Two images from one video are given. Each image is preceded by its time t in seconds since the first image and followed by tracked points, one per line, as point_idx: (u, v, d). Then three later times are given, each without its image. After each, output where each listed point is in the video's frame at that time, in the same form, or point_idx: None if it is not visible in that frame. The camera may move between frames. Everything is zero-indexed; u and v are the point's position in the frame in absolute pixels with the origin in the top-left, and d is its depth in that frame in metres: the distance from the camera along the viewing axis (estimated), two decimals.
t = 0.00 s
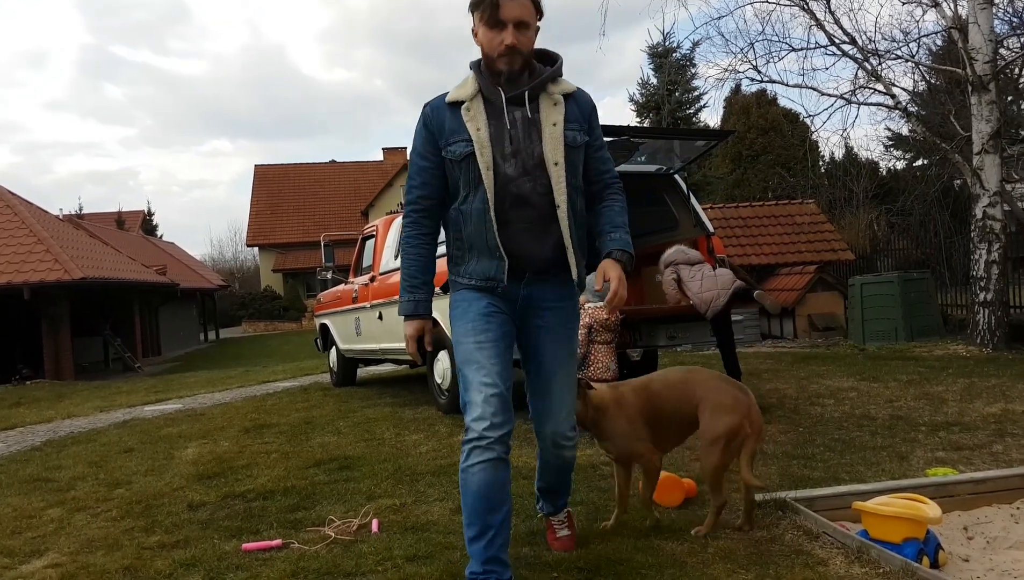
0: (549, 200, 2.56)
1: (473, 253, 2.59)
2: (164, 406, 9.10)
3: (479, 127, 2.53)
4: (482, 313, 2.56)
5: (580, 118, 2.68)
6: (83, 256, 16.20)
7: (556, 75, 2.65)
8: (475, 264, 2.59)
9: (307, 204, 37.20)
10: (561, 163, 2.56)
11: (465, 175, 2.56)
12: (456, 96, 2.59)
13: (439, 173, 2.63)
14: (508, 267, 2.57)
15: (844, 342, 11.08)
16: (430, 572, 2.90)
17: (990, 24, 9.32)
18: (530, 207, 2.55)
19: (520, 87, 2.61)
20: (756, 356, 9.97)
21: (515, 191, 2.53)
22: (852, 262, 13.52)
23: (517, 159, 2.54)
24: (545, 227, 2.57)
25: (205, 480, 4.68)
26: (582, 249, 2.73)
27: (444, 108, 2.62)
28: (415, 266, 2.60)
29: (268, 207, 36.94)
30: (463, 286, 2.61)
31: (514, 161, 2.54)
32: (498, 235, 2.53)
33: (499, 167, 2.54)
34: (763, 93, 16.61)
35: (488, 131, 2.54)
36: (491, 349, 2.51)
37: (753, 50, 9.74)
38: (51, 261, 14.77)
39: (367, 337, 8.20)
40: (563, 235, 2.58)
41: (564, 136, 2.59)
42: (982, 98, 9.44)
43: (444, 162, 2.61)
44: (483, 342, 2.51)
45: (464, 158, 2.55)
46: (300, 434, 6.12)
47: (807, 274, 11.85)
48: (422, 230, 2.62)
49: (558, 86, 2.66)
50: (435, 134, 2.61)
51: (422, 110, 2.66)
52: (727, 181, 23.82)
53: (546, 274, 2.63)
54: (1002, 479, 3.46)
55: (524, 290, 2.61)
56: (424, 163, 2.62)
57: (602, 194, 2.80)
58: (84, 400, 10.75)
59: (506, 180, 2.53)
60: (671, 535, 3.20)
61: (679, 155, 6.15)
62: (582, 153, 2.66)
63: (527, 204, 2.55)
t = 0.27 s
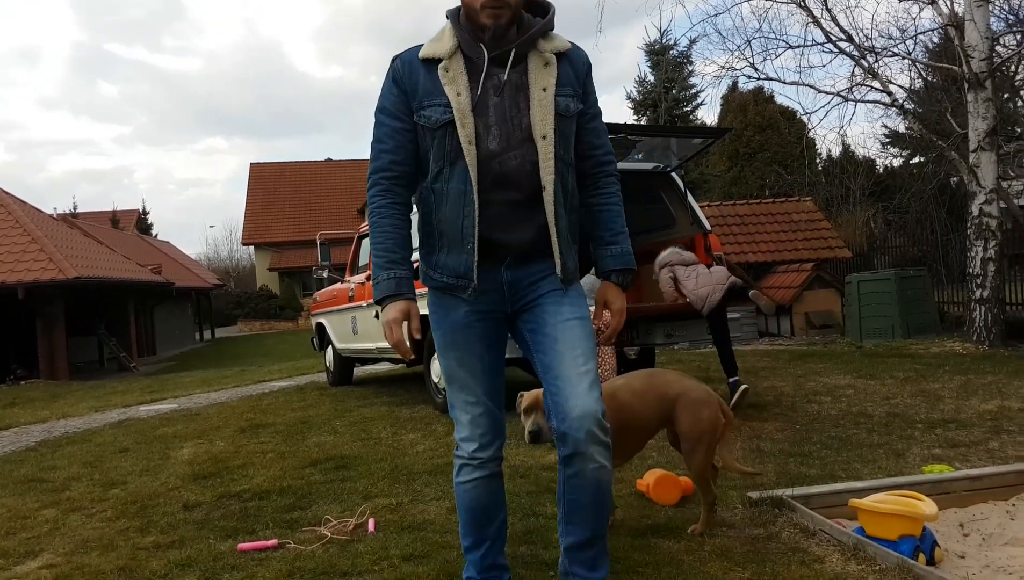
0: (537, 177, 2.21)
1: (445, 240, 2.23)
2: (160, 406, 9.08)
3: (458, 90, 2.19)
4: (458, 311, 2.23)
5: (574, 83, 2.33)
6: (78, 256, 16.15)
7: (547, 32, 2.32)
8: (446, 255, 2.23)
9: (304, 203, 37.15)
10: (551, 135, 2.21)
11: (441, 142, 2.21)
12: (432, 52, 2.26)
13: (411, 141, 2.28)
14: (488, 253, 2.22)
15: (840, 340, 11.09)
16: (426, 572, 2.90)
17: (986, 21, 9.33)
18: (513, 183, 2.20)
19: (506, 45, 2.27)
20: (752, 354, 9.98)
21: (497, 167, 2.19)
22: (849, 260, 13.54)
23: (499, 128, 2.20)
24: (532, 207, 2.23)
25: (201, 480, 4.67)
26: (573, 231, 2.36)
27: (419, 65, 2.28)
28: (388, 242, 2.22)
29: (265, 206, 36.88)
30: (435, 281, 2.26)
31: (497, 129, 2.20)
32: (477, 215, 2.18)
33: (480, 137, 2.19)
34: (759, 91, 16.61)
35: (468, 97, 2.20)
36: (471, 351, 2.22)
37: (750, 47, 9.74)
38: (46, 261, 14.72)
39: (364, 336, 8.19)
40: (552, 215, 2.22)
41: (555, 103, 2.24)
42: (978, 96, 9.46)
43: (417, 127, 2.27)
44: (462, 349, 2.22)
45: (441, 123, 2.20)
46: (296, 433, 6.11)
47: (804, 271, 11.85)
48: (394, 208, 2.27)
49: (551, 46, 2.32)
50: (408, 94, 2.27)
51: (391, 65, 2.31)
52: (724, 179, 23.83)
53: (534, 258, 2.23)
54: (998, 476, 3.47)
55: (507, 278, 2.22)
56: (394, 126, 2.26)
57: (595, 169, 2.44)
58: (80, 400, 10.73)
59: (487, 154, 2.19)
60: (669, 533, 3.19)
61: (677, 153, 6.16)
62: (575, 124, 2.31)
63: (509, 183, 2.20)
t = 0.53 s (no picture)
0: (562, 176, 1.90)
1: (448, 240, 1.92)
2: (149, 405, 9.04)
3: (479, 61, 1.87)
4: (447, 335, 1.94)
5: (610, 69, 2.03)
6: (67, 252, 16.04)
7: (584, 7, 2.01)
8: (447, 258, 1.91)
9: (296, 201, 37.02)
10: (584, 130, 1.90)
11: (451, 121, 1.88)
12: (448, 11, 1.92)
13: (415, 114, 1.93)
14: (493, 261, 1.89)
15: (830, 342, 11.15)
16: (416, 573, 2.89)
17: (976, 27, 9.39)
18: (529, 181, 1.87)
19: (535, 17, 1.97)
20: (743, 355, 10.01)
21: (513, 160, 1.87)
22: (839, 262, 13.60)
23: (523, 116, 1.88)
24: (550, 213, 1.91)
25: (190, 480, 4.65)
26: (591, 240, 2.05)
27: (431, 25, 1.94)
28: (382, 235, 1.87)
29: (257, 204, 36.75)
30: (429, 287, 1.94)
31: (519, 115, 1.88)
32: (490, 212, 1.85)
33: (500, 122, 1.87)
34: (752, 93, 16.67)
35: (490, 69, 1.88)
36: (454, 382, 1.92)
37: (743, 50, 9.78)
38: (35, 258, 14.62)
39: (356, 335, 8.17)
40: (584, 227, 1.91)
41: (589, 92, 1.94)
42: (968, 100, 9.51)
43: (423, 99, 1.93)
44: (453, 375, 1.93)
45: (454, 97, 1.87)
46: (286, 433, 6.09)
47: (795, 273, 11.87)
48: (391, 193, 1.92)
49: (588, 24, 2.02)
50: (416, 58, 1.93)
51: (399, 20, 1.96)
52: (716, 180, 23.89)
53: (550, 270, 1.90)
54: (986, 478, 3.49)
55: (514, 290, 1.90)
56: (399, 99, 1.93)
57: (625, 177, 2.12)
58: (69, 398, 10.67)
59: (504, 142, 1.87)
60: (659, 535, 3.19)
61: (670, 155, 6.17)
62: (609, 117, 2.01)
63: (523, 180, 1.87)
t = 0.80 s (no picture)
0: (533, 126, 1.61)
1: (407, 205, 1.66)
2: (132, 406, 8.96)
3: None
4: (402, 311, 1.61)
5: None
6: (50, 252, 15.88)
7: None
8: (407, 229, 1.66)
9: (283, 203, 36.86)
10: (549, 61, 1.60)
11: (390, 61, 1.64)
12: None
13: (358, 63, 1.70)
14: (453, 228, 1.63)
15: (814, 348, 11.23)
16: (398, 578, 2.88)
17: (960, 38, 9.52)
18: (493, 130, 1.59)
19: None
20: (728, 360, 10.06)
21: (469, 104, 1.58)
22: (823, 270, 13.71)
23: (476, 50, 1.60)
24: (517, 168, 1.61)
25: (171, 483, 4.61)
26: (589, 200, 1.77)
27: None
28: (314, 218, 1.67)
29: (243, 205, 36.55)
30: (383, 258, 1.69)
31: (474, 51, 1.60)
32: (441, 172, 1.59)
33: (448, 59, 1.59)
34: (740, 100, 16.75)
35: None
36: (407, 365, 1.57)
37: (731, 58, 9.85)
38: (17, 257, 14.46)
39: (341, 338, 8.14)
40: (562, 191, 1.63)
41: (555, 11, 1.63)
42: (951, 110, 9.62)
43: (361, 43, 1.69)
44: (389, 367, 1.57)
45: (387, 32, 1.63)
46: (270, 436, 6.05)
47: (780, 280, 11.86)
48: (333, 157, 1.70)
49: None
50: None
51: None
52: (704, 187, 24.02)
53: (522, 249, 1.66)
54: (966, 484, 3.54)
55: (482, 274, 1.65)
56: (339, 43, 1.68)
57: (640, 111, 1.78)
58: (49, 400, 10.54)
59: (452, 83, 1.58)
60: (643, 539, 3.21)
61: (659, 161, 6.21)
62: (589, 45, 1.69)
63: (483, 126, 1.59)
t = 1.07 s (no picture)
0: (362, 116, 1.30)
1: (197, 245, 1.40)
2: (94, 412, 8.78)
3: None
4: (180, 374, 1.32)
5: None
6: (15, 252, 15.52)
7: None
8: (190, 270, 1.38)
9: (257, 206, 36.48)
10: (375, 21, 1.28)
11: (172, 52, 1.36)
12: None
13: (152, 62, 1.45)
14: (263, 249, 1.35)
15: (783, 361, 11.37)
16: None
17: (930, 59, 9.73)
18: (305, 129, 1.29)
19: None
20: (698, 372, 10.14)
21: (273, 92, 1.28)
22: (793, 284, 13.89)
23: (272, 21, 1.28)
24: (342, 171, 1.31)
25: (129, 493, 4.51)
26: (466, 203, 1.47)
27: None
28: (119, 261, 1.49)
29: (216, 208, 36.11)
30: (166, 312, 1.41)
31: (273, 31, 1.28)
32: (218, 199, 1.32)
33: (240, 38, 1.29)
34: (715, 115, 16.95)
35: None
36: (200, 445, 1.29)
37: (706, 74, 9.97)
38: None
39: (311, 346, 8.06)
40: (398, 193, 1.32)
41: None
42: (921, 130, 9.83)
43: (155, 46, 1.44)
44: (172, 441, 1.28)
45: (158, 17, 1.35)
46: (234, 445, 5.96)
47: (750, 293, 12.19)
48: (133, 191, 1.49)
49: None
50: None
51: None
52: (679, 199, 24.24)
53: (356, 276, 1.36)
54: (926, 499, 3.59)
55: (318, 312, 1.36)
56: (126, 46, 1.44)
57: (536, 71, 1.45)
58: (10, 404, 10.29)
59: (250, 73, 1.28)
60: (606, 554, 3.20)
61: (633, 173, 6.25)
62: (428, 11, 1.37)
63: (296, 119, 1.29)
